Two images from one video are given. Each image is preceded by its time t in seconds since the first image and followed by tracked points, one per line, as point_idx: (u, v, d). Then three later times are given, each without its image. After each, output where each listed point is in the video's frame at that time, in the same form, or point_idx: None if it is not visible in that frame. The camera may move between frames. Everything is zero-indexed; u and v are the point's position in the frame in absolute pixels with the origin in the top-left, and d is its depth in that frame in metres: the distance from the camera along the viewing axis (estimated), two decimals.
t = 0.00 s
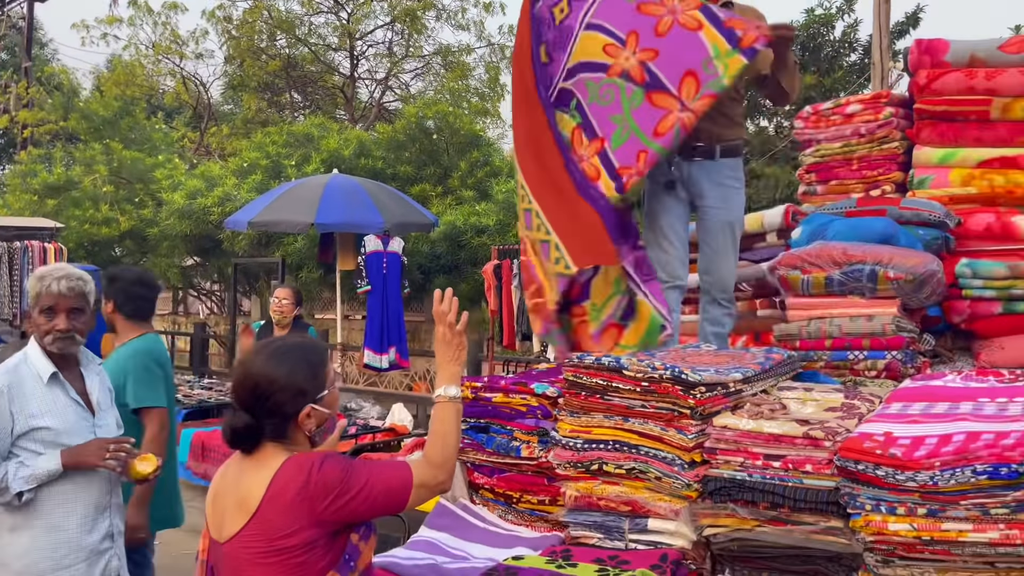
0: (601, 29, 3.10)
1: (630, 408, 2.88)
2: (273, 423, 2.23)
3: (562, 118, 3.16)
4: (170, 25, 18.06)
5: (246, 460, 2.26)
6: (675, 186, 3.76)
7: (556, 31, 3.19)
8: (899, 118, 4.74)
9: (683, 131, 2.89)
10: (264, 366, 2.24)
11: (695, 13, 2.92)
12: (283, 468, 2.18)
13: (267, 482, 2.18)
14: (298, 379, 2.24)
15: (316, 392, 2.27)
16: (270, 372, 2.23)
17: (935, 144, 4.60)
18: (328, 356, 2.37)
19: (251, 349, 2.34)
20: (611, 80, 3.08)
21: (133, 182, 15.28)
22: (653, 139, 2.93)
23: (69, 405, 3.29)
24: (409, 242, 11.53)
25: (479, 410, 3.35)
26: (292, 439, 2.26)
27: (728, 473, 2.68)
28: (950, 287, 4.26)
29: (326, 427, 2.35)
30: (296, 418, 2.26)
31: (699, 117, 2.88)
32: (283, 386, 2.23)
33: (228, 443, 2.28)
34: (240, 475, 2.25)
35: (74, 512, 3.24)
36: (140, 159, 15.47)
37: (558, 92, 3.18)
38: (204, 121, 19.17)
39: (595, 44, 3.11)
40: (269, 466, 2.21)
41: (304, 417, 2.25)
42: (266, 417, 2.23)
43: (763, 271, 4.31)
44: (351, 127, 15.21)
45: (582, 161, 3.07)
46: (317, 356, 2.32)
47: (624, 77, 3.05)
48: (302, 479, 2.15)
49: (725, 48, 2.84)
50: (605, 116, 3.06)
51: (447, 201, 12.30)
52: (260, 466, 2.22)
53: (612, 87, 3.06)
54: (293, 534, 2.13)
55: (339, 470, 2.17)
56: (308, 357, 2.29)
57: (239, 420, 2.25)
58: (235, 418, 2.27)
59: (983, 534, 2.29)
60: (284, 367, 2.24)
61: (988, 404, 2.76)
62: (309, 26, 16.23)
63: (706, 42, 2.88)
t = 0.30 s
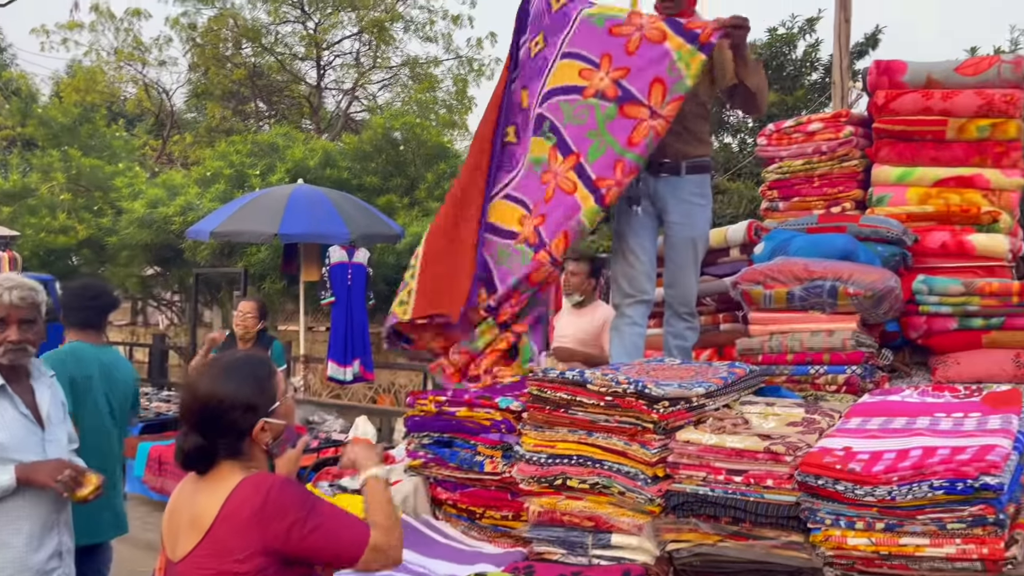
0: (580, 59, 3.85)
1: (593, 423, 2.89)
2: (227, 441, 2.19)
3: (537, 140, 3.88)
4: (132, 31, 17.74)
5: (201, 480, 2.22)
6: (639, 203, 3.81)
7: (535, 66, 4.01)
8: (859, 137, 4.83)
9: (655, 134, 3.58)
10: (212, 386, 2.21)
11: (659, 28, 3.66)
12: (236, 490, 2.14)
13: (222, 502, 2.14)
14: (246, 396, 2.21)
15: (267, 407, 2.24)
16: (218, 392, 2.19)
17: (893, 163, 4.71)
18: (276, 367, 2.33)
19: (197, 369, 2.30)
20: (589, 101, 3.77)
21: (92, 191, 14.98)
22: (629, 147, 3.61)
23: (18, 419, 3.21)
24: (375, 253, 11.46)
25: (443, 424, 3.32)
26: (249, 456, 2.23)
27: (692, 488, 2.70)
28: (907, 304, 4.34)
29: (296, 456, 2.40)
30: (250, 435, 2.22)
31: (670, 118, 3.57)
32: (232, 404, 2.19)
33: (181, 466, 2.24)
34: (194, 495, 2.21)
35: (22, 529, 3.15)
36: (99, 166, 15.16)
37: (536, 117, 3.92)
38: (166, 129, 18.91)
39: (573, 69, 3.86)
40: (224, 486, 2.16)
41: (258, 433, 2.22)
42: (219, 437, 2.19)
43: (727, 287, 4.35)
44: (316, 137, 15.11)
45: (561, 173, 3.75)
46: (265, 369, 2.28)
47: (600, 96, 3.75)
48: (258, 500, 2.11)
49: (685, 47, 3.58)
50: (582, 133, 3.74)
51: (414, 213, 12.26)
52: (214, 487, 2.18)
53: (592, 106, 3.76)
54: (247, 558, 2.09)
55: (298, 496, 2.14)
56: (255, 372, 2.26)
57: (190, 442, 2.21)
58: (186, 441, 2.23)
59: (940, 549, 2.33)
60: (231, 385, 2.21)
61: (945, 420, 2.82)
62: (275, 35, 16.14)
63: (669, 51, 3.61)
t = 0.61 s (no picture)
0: (604, 123, 4.18)
1: (570, 445, 2.87)
2: (200, 465, 2.16)
3: (558, 206, 4.10)
4: (107, 49, 17.65)
5: (173, 504, 2.19)
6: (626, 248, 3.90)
7: (555, 138, 4.29)
8: (831, 161, 4.90)
9: (682, 164, 3.87)
10: (186, 409, 2.18)
11: (678, 71, 4.02)
12: (210, 516, 2.09)
13: (193, 528, 2.09)
14: (221, 420, 2.18)
15: (242, 431, 2.21)
16: (192, 414, 2.17)
17: (864, 187, 4.77)
18: (254, 390, 2.30)
19: (174, 389, 2.28)
20: (623, 162, 4.03)
21: (62, 209, 14.59)
22: (658, 183, 3.85)
23: None
24: (351, 273, 11.39)
25: (419, 447, 3.30)
26: (222, 480, 2.19)
27: (668, 510, 2.69)
28: (879, 326, 4.38)
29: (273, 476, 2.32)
30: (223, 460, 2.19)
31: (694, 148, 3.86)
32: (207, 428, 2.17)
33: (153, 489, 2.21)
34: (166, 519, 2.17)
35: None
36: (70, 185, 14.90)
37: (564, 186, 4.15)
38: (139, 147, 18.74)
39: (592, 136, 4.19)
40: (197, 512, 2.12)
41: (232, 458, 2.19)
42: (191, 461, 2.16)
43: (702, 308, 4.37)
44: (292, 156, 15.04)
45: (601, 230, 3.87)
46: (242, 393, 2.26)
47: (633, 152, 4.03)
48: (230, 526, 2.05)
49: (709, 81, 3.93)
50: (621, 191, 3.94)
51: (390, 232, 12.22)
52: (187, 511, 2.14)
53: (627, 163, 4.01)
54: None
55: (272, 525, 2.09)
56: (233, 395, 2.23)
57: (162, 465, 2.18)
58: (158, 463, 2.20)
59: (914, 571, 2.35)
60: (206, 409, 2.18)
61: (917, 441, 2.84)
62: (251, 54, 16.11)
63: (693, 91, 3.96)
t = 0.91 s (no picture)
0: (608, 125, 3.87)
1: (560, 460, 2.85)
2: (186, 480, 2.14)
3: (564, 206, 3.83)
4: (94, 62, 17.61)
5: (158, 519, 2.14)
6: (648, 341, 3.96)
7: (552, 142, 3.99)
8: (819, 175, 4.93)
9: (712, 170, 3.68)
10: (175, 421, 2.15)
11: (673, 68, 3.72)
12: (196, 532, 2.04)
13: (180, 543, 2.05)
14: (209, 434, 2.16)
15: (231, 446, 2.19)
16: (181, 427, 2.14)
17: (852, 202, 4.81)
18: (244, 406, 2.29)
19: (163, 401, 2.25)
20: (627, 156, 3.78)
21: (48, 223, 14.49)
22: (687, 185, 3.67)
23: None
24: (339, 287, 11.33)
25: (407, 463, 3.26)
26: (208, 495, 2.17)
27: (659, 527, 2.68)
28: (868, 340, 4.40)
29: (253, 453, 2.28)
30: (210, 474, 2.16)
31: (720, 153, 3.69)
32: (195, 442, 2.14)
33: (137, 503, 2.16)
34: (150, 534, 2.13)
35: None
36: (56, 198, 14.75)
37: (565, 183, 3.87)
38: (126, 161, 18.68)
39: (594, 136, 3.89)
40: (184, 528, 2.08)
41: (220, 473, 2.17)
42: (178, 475, 2.13)
43: (691, 322, 4.36)
44: (280, 170, 15.02)
45: (619, 229, 3.66)
46: (233, 409, 2.24)
47: (637, 147, 3.77)
48: (219, 540, 2.01)
49: (707, 79, 3.67)
50: (629, 186, 3.72)
51: (379, 246, 12.20)
52: (172, 527, 2.10)
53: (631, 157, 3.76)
54: None
55: (262, 541, 2.06)
56: (225, 410, 2.21)
57: (148, 478, 2.15)
58: (143, 476, 2.16)
59: None
60: (195, 422, 2.16)
61: (907, 455, 2.85)
62: (240, 68, 16.08)
63: (695, 88, 3.69)
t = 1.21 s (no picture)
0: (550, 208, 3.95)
1: (559, 473, 2.84)
2: (178, 490, 2.12)
3: (556, 278, 4.08)
4: (91, 74, 17.60)
5: (150, 532, 2.12)
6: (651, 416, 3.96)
7: (501, 217, 4.00)
8: (815, 188, 4.92)
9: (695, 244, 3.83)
10: (162, 435, 2.13)
11: (641, 145, 3.81)
12: (189, 540, 2.02)
13: (173, 553, 2.02)
14: (199, 443, 2.14)
15: (221, 455, 2.17)
16: (170, 438, 2.12)
17: (847, 215, 4.80)
18: (232, 416, 2.27)
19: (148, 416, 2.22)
20: (603, 235, 3.98)
21: (43, 234, 14.41)
22: (674, 264, 3.87)
23: None
24: (334, 298, 11.30)
25: (404, 475, 3.25)
26: (199, 505, 2.14)
27: (658, 540, 2.67)
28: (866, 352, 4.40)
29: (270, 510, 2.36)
30: (202, 484, 2.14)
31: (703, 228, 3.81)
32: (185, 452, 2.12)
33: (128, 516, 2.14)
34: (142, 547, 2.10)
35: None
36: (52, 210, 14.66)
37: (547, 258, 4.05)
38: (122, 172, 18.66)
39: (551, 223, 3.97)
40: (177, 538, 2.06)
41: (211, 482, 2.15)
42: (170, 486, 2.11)
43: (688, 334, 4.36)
44: (276, 182, 15.00)
45: (623, 301, 3.99)
46: (220, 418, 2.23)
47: (615, 228, 3.95)
48: (212, 550, 1.99)
49: (687, 155, 3.77)
50: (619, 262, 3.98)
51: (375, 258, 12.18)
52: (165, 537, 2.08)
53: (613, 238, 3.97)
54: None
55: (255, 551, 2.03)
56: (212, 421, 2.20)
57: (139, 491, 2.12)
58: (134, 489, 2.14)
59: None
60: (182, 433, 2.14)
61: (907, 468, 2.84)
62: (237, 80, 16.09)
63: (666, 162, 3.80)
